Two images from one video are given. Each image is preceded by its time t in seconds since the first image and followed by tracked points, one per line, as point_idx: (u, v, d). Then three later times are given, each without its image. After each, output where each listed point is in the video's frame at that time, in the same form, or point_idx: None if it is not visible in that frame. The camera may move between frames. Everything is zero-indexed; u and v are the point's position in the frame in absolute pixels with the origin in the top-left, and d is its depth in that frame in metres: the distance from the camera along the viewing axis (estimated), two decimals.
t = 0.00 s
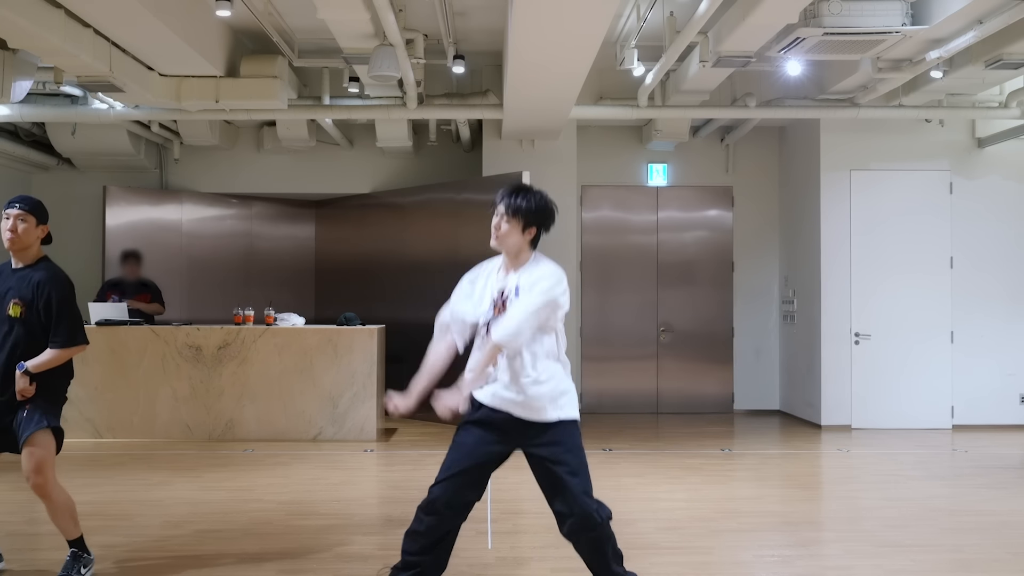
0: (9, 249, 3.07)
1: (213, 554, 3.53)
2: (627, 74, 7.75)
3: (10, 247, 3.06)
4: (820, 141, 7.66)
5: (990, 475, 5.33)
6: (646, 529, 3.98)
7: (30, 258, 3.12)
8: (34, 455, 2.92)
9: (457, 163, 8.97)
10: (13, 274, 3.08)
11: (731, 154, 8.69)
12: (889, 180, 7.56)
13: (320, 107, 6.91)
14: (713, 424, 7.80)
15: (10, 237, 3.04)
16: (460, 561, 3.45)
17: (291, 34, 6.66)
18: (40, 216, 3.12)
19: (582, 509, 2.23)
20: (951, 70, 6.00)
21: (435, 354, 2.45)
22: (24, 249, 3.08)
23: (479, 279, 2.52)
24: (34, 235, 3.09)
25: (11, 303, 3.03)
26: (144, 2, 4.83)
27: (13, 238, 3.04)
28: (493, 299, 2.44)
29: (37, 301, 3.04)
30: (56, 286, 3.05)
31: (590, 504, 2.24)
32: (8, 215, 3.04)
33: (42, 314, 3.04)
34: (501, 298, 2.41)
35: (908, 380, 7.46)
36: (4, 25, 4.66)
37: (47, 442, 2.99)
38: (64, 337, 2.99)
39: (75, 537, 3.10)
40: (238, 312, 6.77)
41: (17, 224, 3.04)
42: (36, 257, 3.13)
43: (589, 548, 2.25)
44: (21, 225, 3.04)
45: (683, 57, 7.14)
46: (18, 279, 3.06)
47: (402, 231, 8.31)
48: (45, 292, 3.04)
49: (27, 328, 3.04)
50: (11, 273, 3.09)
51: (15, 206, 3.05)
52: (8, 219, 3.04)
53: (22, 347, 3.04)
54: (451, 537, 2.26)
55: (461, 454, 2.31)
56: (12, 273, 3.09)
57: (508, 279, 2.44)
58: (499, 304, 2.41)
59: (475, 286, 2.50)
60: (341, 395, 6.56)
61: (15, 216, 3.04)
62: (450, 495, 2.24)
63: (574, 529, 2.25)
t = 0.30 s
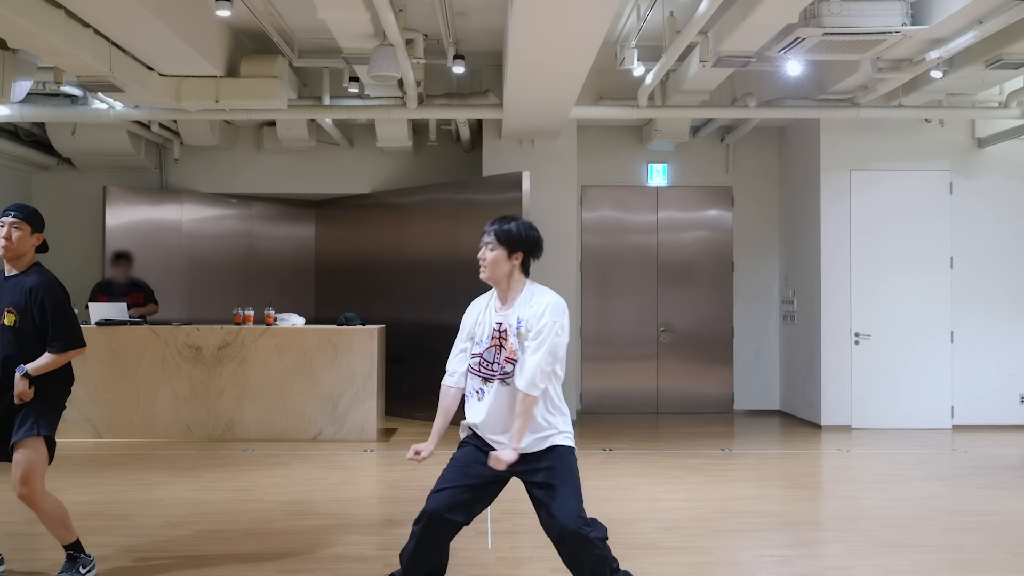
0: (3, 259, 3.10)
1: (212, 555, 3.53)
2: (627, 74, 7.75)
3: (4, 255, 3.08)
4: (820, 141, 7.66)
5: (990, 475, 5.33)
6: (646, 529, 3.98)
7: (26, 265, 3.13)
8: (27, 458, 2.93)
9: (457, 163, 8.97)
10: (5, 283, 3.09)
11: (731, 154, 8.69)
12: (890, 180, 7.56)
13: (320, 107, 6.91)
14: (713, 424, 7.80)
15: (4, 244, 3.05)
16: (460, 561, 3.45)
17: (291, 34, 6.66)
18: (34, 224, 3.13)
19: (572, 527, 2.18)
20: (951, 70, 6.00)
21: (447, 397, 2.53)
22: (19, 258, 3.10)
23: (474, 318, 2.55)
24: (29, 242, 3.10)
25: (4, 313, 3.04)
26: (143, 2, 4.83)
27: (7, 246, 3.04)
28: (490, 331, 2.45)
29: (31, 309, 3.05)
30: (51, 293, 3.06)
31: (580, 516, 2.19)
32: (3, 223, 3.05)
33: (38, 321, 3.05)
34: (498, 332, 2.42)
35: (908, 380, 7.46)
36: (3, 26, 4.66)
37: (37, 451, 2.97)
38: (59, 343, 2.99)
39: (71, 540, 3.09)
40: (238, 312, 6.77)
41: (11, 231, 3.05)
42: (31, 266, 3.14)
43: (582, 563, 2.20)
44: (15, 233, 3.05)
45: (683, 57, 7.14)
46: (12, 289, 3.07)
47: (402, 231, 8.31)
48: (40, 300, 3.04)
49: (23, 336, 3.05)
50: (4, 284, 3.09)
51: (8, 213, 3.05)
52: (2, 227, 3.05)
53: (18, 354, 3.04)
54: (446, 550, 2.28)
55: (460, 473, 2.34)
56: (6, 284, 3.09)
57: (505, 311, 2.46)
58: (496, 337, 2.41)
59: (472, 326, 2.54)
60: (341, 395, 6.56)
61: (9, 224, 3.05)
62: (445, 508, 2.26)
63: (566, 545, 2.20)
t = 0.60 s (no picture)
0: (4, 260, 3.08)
1: (212, 554, 3.53)
2: (627, 74, 7.75)
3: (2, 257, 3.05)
4: (820, 141, 7.66)
5: (990, 475, 5.33)
6: (646, 529, 3.98)
7: (24, 266, 3.10)
8: (22, 458, 2.91)
9: (457, 163, 8.98)
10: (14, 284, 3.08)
11: (731, 154, 8.70)
12: (889, 180, 7.56)
13: (320, 107, 6.91)
14: (713, 424, 7.80)
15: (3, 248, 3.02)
16: (460, 561, 3.45)
17: (291, 34, 6.66)
18: (27, 223, 3.10)
19: (571, 521, 2.16)
20: (951, 70, 6.00)
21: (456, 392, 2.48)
22: (19, 259, 3.07)
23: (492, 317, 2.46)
24: (27, 242, 3.07)
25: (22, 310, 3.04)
26: (143, 2, 4.83)
27: (8, 248, 3.03)
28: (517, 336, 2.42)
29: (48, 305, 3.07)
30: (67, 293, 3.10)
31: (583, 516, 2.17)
32: None
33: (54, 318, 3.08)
34: (527, 335, 2.42)
35: (908, 380, 7.46)
36: (3, 26, 4.66)
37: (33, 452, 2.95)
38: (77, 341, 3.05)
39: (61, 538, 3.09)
40: (238, 312, 6.76)
41: (8, 233, 3.02)
42: (33, 264, 3.12)
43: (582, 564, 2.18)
44: (11, 234, 3.03)
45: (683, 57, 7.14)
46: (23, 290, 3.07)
47: (402, 231, 8.31)
48: (59, 297, 3.09)
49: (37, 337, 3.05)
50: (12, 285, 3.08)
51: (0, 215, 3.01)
52: None
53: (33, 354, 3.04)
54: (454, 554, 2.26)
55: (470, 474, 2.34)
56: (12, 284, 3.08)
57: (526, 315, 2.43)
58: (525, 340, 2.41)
59: (489, 326, 2.46)
60: (341, 395, 6.56)
61: (3, 226, 3.01)
62: (457, 510, 2.25)
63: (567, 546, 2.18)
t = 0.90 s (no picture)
0: (29, 246, 3.01)
1: (213, 554, 3.53)
2: (627, 74, 7.74)
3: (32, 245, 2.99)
4: (820, 141, 7.66)
5: (989, 475, 5.34)
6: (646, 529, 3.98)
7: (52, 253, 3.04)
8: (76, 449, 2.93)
9: (457, 163, 8.97)
10: (41, 268, 3.00)
11: (731, 154, 8.70)
12: (889, 181, 7.56)
13: (320, 107, 6.91)
14: (713, 424, 7.80)
15: (32, 235, 2.97)
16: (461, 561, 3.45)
17: (291, 34, 6.66)
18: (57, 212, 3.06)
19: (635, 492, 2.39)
20: (951, 70, 6.00)
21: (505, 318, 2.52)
22: (48, 246, 3.02)
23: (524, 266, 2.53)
24: (54, 229, 3.04)
25: (56, 295, 2.96)
26: (143, 2, 4.82)
27: (38, 235, 2.97)
28: (551, 279, 2.44)
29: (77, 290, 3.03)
30: (96, 278, 3.09)
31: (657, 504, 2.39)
32: (30, 211, 2.96)
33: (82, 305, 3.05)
34: (563, 280, 2.43)
35: (908, 380, 7.46)
36: (3, 26, 4.66)
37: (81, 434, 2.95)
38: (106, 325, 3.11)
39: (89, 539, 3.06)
40: (238, 312, 6.76)
41: (40, 221, 2.98)
42: (58, 251, 3.07)
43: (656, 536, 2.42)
44: (43, 222, 2.98)
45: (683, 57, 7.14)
46: (47, 273, 2.99)
47: (402, 231, 8.31)
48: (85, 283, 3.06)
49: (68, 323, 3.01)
50: (36, 270, 2.99)
51: (33, 202, 2.96)
52: (29, 217, 2.96)
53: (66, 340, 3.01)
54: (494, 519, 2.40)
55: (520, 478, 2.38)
56: (33, 270, 2.99)
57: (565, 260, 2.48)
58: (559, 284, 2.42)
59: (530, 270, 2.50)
60: (341, 395, 6.56)
61: (36, 213, 2.97)
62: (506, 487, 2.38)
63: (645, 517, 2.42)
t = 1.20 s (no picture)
0: (60, 280, 2.88)
1: (211, 555, 3.52)
2: (627, 73, 7.74)
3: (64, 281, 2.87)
4: (820, 141, 7.66)
5: (989, 475, 5.34)
6: (646, 529, 3.98)
7: (84, 291, 2.93)
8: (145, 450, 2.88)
9: (457, 164, 8.98)
10: (79, 301, 2.91)
11: (731, 154, 8.69)
12: (889, 181, 7.56)
13: (320, 107, 6.91)
14: (713, 424, 7.80)
15: (66, 269, 2.84)
16: (460, 561, 3.45)
17: (291, 34, 6.66)
18: (90, 245, 2.94)
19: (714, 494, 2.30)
20: (951, 71, 6.00)
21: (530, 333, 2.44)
22: (81, 279, 2.90)
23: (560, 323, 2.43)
24: (87, 262, 2.91)
25: (92, 330, 2.90)
26: (143, 2, 4.82)
27: (71, 268, 2.85)
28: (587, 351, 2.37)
29: (115, 319, 2.99)
30: (132, 305, 3.04)
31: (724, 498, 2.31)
32: (64, 245, 2.83)
33: (119, 330, 3.01)
34: (599, 355, 2.35)
35: (908, 379, 7.46)
36: (3, 25, 4.65)
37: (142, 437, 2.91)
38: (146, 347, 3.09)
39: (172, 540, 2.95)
40: (238, 312, 6.76)
41: (74, 255, 2.86)
42: (89, 287, 2.95)
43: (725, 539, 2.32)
44: (77, 256, 2.86)
45: (683, 57, 7.14)
46: (88, 303, 2.92)
47: (402, 231, 8.31)
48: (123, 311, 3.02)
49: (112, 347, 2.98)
50: (75, 302, 2.91)
51: (68, 235, 2.85)
52: (62, 250, 2.84)
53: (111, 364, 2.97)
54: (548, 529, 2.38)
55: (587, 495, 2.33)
56: (71, 303, 2.90)
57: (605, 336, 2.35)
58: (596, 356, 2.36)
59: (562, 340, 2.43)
60: (341, 395, 6.56)
61: (70, 247, 2.85)
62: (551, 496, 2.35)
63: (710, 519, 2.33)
